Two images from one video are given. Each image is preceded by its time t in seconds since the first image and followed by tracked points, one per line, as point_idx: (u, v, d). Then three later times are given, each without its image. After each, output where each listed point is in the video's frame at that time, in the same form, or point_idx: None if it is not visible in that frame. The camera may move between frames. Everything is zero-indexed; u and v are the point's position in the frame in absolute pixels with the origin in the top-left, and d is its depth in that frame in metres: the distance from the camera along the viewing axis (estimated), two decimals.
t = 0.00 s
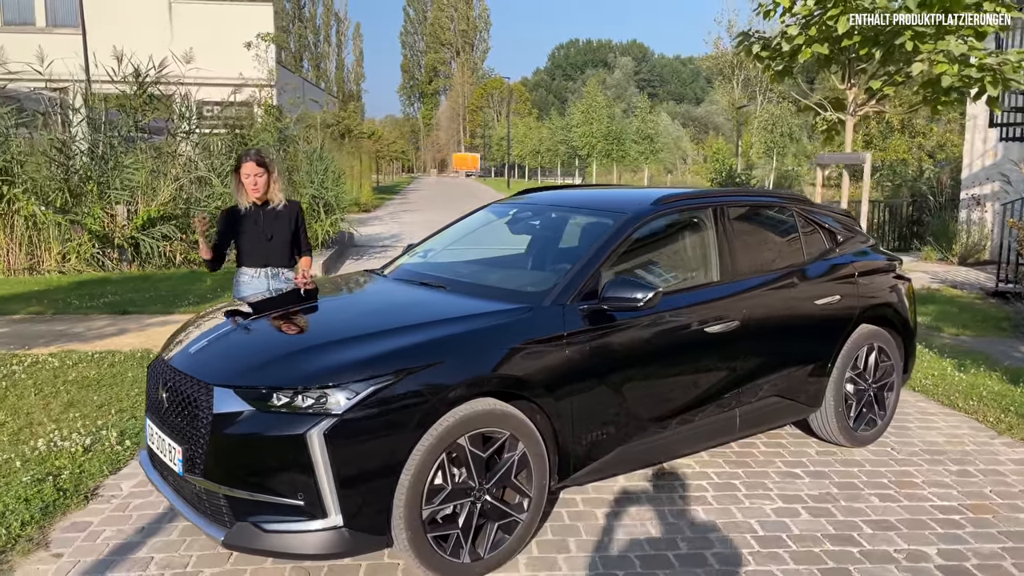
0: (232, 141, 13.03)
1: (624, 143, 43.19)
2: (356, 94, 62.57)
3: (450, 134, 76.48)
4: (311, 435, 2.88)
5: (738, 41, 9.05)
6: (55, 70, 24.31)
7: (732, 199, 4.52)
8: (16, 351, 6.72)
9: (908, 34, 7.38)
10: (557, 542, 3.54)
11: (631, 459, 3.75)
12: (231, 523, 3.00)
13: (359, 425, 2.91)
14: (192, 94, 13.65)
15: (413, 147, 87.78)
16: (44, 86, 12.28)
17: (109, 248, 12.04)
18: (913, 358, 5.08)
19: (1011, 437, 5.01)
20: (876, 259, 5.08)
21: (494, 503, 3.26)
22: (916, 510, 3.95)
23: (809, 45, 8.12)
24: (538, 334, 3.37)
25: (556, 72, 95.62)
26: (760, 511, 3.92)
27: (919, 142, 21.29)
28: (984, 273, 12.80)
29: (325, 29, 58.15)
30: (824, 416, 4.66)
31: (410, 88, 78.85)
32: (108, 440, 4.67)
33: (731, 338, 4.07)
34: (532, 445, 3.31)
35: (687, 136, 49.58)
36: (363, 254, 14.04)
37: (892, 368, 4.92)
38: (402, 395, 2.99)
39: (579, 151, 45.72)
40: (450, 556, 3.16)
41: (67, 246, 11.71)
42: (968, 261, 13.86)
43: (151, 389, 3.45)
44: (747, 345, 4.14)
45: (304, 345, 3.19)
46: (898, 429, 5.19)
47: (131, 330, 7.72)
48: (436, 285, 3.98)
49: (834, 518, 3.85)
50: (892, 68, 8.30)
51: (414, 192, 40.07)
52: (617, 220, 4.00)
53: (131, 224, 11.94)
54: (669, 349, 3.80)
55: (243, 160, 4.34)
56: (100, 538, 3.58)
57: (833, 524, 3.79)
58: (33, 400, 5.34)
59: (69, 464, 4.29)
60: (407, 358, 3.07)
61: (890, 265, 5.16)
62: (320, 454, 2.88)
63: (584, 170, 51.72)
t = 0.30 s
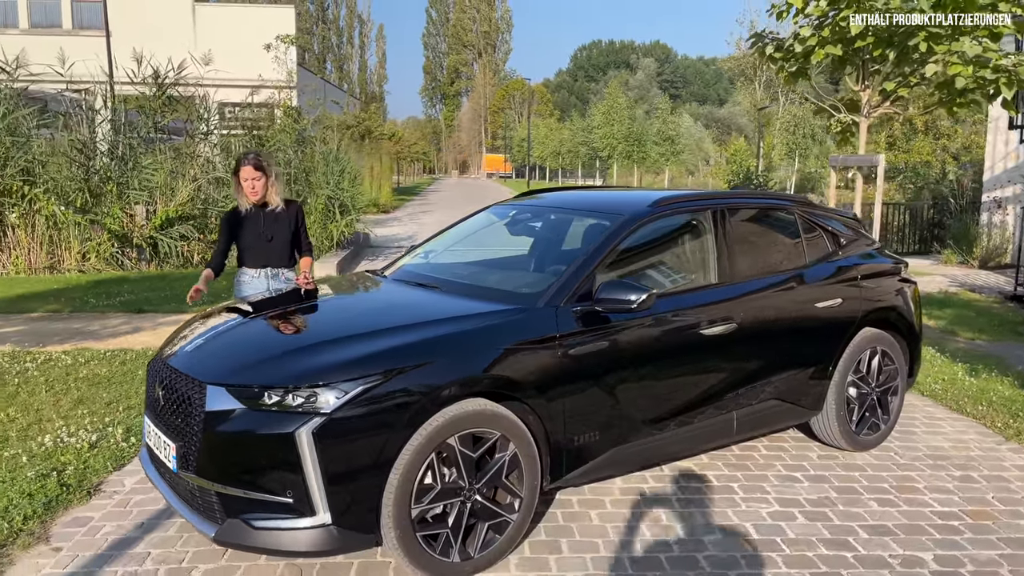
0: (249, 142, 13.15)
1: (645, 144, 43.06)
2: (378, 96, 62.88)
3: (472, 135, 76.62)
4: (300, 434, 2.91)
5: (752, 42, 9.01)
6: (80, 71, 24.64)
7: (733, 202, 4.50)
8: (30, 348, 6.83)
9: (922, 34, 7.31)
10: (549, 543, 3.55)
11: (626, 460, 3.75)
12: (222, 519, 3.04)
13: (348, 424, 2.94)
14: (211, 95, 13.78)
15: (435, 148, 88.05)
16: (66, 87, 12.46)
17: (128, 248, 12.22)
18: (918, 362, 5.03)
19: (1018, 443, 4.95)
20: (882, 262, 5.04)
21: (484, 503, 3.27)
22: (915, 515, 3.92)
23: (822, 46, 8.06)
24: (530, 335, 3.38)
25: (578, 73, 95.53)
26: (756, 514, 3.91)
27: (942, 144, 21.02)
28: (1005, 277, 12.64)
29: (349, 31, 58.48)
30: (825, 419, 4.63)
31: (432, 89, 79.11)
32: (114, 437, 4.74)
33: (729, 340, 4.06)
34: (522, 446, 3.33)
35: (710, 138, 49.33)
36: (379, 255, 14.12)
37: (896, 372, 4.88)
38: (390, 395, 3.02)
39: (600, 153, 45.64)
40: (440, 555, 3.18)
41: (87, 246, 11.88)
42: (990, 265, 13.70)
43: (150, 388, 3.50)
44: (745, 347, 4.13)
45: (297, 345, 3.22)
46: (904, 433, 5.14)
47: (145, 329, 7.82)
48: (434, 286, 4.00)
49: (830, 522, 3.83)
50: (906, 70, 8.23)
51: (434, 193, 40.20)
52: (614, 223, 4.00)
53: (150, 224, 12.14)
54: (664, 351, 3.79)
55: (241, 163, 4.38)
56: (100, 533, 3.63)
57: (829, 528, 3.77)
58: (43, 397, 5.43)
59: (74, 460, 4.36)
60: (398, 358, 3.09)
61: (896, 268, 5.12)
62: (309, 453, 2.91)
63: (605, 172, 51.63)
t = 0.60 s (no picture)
0: (268, 142, 13.28)
1: (665, 144, 42.91)
2: (400, 96, 63.15)
3: (493, 135, 76.71)
4: (296, 429, 2.96)
5: (766, 42, 9.00)
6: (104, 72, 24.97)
7: (734, 202, 4.52)
8: (48, 343, 6.97)
9: (936, 34, 7.24)
10: (544, 539, 3.58)
11: (623, 459, 3.77)
12: (220, 512, 3.10)
13: (343, 419, 2.99)
14: (231, 95, 13.93)
15: (456, 148, 88.26)
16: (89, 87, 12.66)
17: (148, 245, 12.41)
18: (923, 364, 5.01)
19: None
20: (887, 263, 5.03)
21: (479, 499, 3.31)
22: (914, 517, 3.91)
23: (836, 46, 8.03)
24: (526, 333, 3.42)
25: (600, 73, 95.37)
26: (754, 514, 3.92)
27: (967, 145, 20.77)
28: None
29: (371, 32, 58.78)
30: (827, 420, 4.62)
31: (454, 89, 79.34)
32: (124, 431, 4.83)
33: (728, 340, 4.07)
34: (517, 443, 3.36)
35: (732, 138, 49.07)
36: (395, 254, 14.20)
37: (900, 374, 4.87)
38: (385, 391, 3.06)
39: (620, 153, 45.55)
40: (434, 550, 3.22)
41: (108, 244, 12.06)
42: (1010, 267, 13.55)
43: (154, 383, 3.57)
44: (745, 347, 4.14)
45: (296, 341, 3.28)
46: (909, 435, 5.12)
47: (160, 326, 7.95)
48: (435, 285, 4.05)
49: (827, 523, 3.84)
50: (921, 70, 8.17)
51: (455, 193, 40.33)
52: (613, 223, 4.03)
53: (170, 222, 12.33)
54: (662, 350, 3.82)
55: (249, 160, 4.47)
56: (105, 524, 3.72)
57: (826, 529, 3.78)
58: (58, 391, 5.54)
59: (84, 453, 4.46)
60: (392, 355, 3.14)
61: (902, 269, 5.11)
62: (304, 448, 2.97)
63: (626, 172, 51.53)
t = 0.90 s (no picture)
0: (284, 141, 13.39)
1: (685, 144, 42.71)
2: (421, 95, 63.31)
3: (513, 135, 76.71)
4: (290, 424, 3.02)
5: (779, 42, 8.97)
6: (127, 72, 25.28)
7: (735, 203, 4.53)
8: (64, 339, 7.10)
9: (948, 34, 7.20)
10: (539, 536, 3.62)
11: (618, 457, 3.80)
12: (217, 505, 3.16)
13: (337, 415, 3.04)
14: (249, 95, 14.05)
15: (476, 147, 88.37)
16: (109, 86, 12.83)
17: (167, 244, 12.58)
18: (926, 366, 4.99)
19: None
20: (892, 265, 5.01)
21: (472, 495, 3.35)
22: (911, 519, 3.91)
23: (848, 46, 7.98)
24: (520, 332, 3.45)
25: (621, 72, 95.05)
26: (750, 514, 3.93)
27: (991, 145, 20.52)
28: None
29: (393, 31, 58.88)
30: (828, 421, 4.62)
31: (474, 88, 79.44)
32: (133, 425, 4.92)
33: (726, 340, 4.08)
34: (511, 440, 3.40)
35: (754, 138, 48.78)
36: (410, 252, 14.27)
37: (904, 375, 4.85)
38: (378, 389, 3.11)
39: (640, 152, 45.42)
40: (427, 544, 3.26)
41: (127, 242, 12.22)
42: None
43: (157, 378, 3.64)
44: (744, 347, 4.15)
45: (293, 338, 3.34)
46: (913, 438, 5.10)
47: (175, 322, 8.05)
48: (434, 284, 4.09)
49: (824, 524, 3.85)
50: (935, 70, 8.12)
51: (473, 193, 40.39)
52: (611, 223, 4.06)
53: (187, 221, 12.51)
54: (658, 350, 3.84)
55: (262, 156, 4.58)
56: (110, 516, 3.80)
57: (821, 530, 3.79)
58: (71, 386, 5.66)
59: (92, 447, 4.55)
60: (387, 351, 3.19)
61: (907, 271, 5.08)
62: (299, 444, 3.02)
63: (645, 172, 51.37)
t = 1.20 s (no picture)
0: (300, 140, 13.47)
1: (705, 143, 42.49)
2: (440, 94, 63.39)
3: (532, 133, 76.66)
4: (285, 419, 3.06)
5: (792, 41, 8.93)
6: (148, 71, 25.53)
7: (736, 202, 4.52)
8: (78, 333, 7.20)
9: (961, 33, 7.14)
10: (534, 533, 3.64)
11: (614, 455, 3.81)
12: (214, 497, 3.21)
13: (331, 410, 3.08)
14: (265, 93, 14.14)
15: (495, 146, 88.35)
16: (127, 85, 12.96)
17: (184, 240, 12.71)
18: (931, 366, 4.97)
19: None
20: (897, 265, 4.98)
21: (467, 491, 3.38)
22: (910, 520, 3.89)
23: (860, 45, 7.92)
24: (515, 329, 3.47)
25: (642, 71, 94.72)
26: (748, 513, 3.93)
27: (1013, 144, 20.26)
28: None
29: (413, 31, 58.89)
30: (831, 421, 4.60)
31: (494, 87, 79.48)
32: (141, 419, 4.99)
33: (726, 339, 4.08)
34: (506, 437, 3.43)
35: (774, 137, 48.45)
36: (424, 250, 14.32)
37: (908, 376, 4.82)
38: (373, 383, 3.14)
39: (658, 151, 45.24)
40: (421, 539, 3.29)
41: (145, 239, 12.36)
42: None
43: (158, 371, 3.70)
44: (743, 346, 4.15)
45: (290, 334, 3.38)
46: (918, 439, 5.07)
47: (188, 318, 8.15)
48: (434, 282, 4.12)
49: (822, 523, 3.84)
50: (948, 68, 8.05)
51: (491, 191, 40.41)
52: (610, 221, 4.07)
53: (204, 217, 12.61)
54: (656, 349, 3.85)
55: (271, 151, 4.66)
56: (114, 508, 3.86)
57: (819, 530, 3.78)
58: (83, 380, 5.74)
59: (99, 440, 4.62)
60: (382, 347, 3.22)
61: (912, 271, 5.05)
62: (295, 438, 3.06)
63: (664, 171, 51.17)
